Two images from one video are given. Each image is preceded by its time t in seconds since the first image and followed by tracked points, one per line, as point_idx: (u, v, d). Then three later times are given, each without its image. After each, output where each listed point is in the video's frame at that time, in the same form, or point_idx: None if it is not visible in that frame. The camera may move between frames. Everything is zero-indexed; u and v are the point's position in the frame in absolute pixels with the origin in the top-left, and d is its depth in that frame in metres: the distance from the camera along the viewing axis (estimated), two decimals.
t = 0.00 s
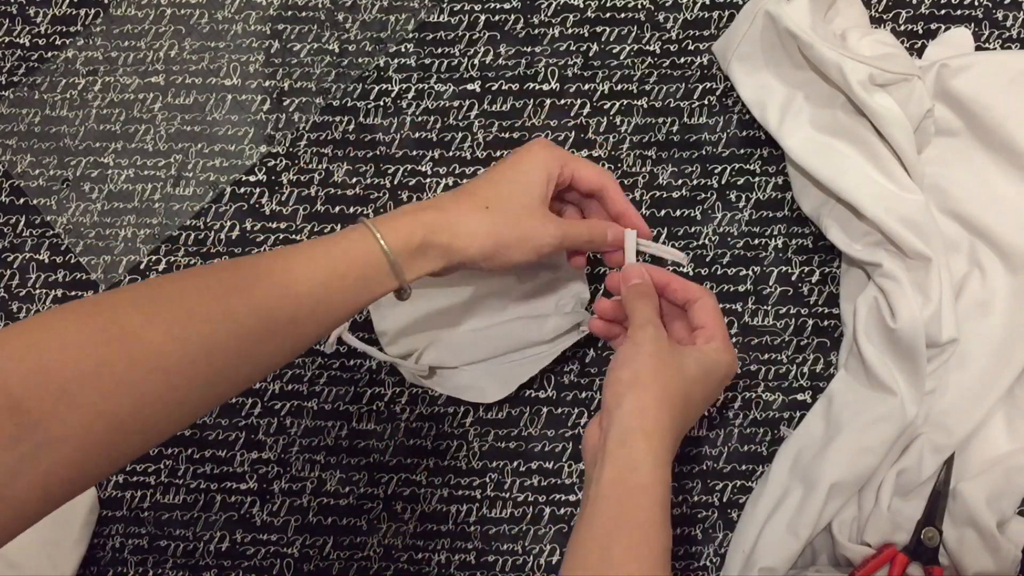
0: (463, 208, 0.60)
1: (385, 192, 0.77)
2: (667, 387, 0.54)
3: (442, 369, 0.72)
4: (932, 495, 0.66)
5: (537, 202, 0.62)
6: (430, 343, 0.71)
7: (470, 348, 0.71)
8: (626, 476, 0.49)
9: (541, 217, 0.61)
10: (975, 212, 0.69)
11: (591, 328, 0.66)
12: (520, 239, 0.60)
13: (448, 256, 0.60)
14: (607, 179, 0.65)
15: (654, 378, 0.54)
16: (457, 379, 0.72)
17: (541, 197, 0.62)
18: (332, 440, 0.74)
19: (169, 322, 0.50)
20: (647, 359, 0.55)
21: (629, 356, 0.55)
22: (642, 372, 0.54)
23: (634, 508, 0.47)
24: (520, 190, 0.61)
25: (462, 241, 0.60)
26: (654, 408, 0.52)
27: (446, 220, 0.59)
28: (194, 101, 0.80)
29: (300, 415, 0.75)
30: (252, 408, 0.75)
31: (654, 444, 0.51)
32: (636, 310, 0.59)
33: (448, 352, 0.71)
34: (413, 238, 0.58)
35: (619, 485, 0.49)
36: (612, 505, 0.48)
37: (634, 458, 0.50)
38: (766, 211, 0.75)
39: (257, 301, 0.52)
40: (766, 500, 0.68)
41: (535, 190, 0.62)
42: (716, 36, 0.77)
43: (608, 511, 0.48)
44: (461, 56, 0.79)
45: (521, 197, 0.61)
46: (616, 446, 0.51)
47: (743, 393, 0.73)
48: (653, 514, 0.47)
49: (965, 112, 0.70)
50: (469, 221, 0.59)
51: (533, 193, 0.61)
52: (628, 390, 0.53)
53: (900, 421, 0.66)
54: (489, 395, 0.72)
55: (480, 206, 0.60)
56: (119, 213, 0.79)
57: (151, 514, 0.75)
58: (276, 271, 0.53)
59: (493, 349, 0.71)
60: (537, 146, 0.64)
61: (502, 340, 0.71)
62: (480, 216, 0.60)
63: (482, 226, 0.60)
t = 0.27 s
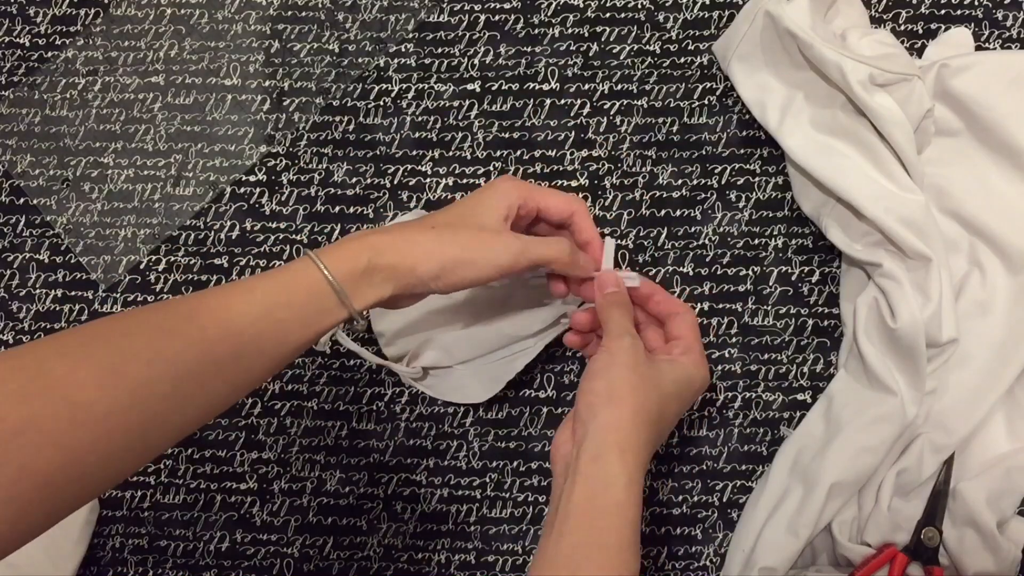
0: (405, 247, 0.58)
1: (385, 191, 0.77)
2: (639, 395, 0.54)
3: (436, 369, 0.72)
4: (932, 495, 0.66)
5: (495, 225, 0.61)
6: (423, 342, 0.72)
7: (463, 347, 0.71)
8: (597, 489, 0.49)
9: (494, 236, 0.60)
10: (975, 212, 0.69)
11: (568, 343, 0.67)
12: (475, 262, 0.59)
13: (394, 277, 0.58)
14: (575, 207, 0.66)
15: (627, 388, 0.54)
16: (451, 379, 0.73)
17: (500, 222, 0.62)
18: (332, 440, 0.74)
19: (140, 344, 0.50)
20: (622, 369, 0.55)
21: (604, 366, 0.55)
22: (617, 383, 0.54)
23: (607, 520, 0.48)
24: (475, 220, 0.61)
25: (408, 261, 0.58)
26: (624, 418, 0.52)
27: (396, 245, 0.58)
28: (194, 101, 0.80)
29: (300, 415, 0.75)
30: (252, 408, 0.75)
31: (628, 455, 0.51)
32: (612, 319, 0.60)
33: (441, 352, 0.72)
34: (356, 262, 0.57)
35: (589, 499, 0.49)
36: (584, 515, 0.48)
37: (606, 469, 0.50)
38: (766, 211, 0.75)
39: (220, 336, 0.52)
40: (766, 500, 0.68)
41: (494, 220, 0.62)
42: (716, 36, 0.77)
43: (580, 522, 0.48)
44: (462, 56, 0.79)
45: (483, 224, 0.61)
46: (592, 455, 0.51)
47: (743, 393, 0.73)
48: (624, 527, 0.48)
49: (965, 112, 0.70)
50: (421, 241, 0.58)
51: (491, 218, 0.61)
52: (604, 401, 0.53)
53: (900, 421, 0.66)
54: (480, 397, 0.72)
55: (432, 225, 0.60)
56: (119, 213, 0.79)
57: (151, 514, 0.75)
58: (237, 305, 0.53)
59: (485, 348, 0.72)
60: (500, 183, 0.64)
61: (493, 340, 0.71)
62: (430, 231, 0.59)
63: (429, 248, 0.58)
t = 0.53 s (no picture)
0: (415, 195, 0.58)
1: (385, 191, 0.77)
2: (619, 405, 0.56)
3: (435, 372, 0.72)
4: (932, 495, 0.66)
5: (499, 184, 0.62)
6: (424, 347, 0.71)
7: (462, 351, 0.71)
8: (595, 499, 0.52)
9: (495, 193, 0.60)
10: (975, 212, 0.69)
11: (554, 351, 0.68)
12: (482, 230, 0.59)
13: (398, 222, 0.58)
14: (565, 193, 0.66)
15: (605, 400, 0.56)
16: (451, 380, 0.73)
17: (508, 182, 0.62)
18: (332, 440, 0.74)
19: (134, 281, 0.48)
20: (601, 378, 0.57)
21: (581, 381, 0.57)
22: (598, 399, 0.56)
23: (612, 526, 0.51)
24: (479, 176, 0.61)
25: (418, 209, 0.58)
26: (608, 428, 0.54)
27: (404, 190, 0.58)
28: (194, 101, 0.80)
29: (300, 414, 0.75)
30: (252, 408, 0.75)
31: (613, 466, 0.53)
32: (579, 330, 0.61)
33: (441, 356, 0.71)
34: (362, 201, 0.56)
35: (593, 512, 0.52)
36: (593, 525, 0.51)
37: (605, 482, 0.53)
38: (766, 211, 0.75)
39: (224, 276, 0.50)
40: (766, 500, 0.68)
41: (501, 188, 0.61)
42: (716, 36, 0.77)
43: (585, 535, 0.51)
44: (461, 56, 0.79)
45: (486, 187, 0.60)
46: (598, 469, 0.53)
47: (743, 393, 0.73)
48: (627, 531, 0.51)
49: (964, 112, 0.70)
50: (428, 200, 0.58)
51: (498, 178, 0.62)
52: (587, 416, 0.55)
53: (900, 421, 0.66)
54: (480, 399, 0.73)
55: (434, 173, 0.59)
56: (119, 213, 0.79)
57: (151, 514, 0.75)
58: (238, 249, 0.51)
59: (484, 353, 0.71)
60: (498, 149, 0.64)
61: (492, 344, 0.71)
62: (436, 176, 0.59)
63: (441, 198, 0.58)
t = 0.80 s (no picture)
0: (416, 248, 0.58)
1: (385, 191, 0.77)
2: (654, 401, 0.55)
3: (443, 373, 0.72)
4: (932, 495, 0.66)
5: (502, 250, 0.59)
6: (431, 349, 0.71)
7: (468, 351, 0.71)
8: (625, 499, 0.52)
9: (504, 278, 0.59)
10: (975, 212, 0.69)
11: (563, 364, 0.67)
12: (482, 272, 0.58)
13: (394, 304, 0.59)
14: (577, 213, 0.63)
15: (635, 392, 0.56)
16: (458, 382, 0.73)
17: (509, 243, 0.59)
18: (332, 440, 0.74)
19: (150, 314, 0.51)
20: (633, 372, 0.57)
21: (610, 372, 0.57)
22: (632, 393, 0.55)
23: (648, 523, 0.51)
24: (478, 238, 0.59)
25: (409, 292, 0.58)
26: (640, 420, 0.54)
27: (400, 265, 0.58)
28: (194, 101, 0.80)
29: (300, 414, 0.75)
30: (252, 408, 0.75)
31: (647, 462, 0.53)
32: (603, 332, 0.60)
33: (448, 357, 0.71)
34: (362, 289, 0.57)
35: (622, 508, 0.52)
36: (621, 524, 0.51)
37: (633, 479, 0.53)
38: (766, 211, 0.75)
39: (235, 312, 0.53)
40: (766, 500, 0.68)
41: (502, 234, 0.59)
42: (716, 36, 0.77)
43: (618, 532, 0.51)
44: (461, 56, 0.79)
45: (479, 241, 0.58)
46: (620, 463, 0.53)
47: (743, 393, 0.73)
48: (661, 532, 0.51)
49: (964, 112, 0.70)
50: (428, 274, 0.58)
51: (495, 230, 0.59)
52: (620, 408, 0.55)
53: (900, 421, 0.66)
54: (480, 401, 0.73)
55: (438, 264, 0.58)
56: (119, 213, 0.79)
57: (151, 514, 0.75)
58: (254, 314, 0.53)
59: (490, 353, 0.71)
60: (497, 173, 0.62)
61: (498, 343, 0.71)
62: (441, 277, 0.58)
63: (437, 283, 0.58)
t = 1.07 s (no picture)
0: (431, 240, 0.57)
1: (385, 191, 0.77)
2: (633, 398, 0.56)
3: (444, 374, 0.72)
4: (932, 495, 0.66)
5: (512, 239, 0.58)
6: (430, 351, 0.70)
7: (469, 352, 0.71)
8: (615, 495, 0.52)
9: (514, 272, 0.59)
10: (975, 212, 0.69)
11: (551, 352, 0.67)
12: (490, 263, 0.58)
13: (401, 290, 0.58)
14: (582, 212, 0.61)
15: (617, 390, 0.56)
16: (459, 383, 0.72)
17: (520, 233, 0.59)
18: (332, 440, 0.74)
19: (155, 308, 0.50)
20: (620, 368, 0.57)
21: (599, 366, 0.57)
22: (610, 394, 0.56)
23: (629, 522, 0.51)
24: (484, 230, 0.58)
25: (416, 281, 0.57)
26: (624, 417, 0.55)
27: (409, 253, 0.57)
28: (194, 101, 0.80)
29: (300, 414, 0.75)
30: (252, 408, 0.75)
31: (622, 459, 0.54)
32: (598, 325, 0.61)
33: (448, 357, 0.71)
34: (376, 272, 0.56)
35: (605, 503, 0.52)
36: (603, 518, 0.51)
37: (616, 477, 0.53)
38: (766, 211, 0.75)
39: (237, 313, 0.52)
40: (766, 500, 0.68)
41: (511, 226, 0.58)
42: (716, 36, 0.77)
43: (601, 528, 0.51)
44: (461, 56, 0.79)
45: (492, 232, 0.58)
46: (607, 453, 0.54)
47: (743, 393, 0.73)
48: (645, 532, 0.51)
49: (964, 112, 0.70)
50: (436, 264, 0.57)
51: (505, 226, 0.58)
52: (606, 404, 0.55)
53: (900, 422, 0.66)
54: (480, 400, 0.73)
55: (451, 251, 0.57)
56: (119, 213, 0.79)
57: (151, 514, 0.75)
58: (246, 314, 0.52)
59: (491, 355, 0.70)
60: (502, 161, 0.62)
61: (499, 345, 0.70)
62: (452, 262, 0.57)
63: (447, 269, 0.57)
